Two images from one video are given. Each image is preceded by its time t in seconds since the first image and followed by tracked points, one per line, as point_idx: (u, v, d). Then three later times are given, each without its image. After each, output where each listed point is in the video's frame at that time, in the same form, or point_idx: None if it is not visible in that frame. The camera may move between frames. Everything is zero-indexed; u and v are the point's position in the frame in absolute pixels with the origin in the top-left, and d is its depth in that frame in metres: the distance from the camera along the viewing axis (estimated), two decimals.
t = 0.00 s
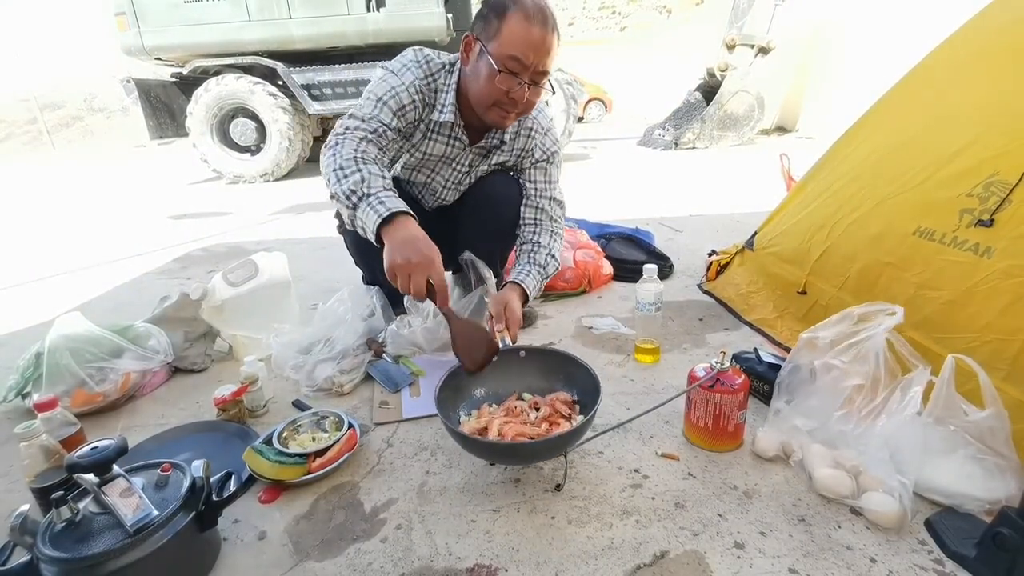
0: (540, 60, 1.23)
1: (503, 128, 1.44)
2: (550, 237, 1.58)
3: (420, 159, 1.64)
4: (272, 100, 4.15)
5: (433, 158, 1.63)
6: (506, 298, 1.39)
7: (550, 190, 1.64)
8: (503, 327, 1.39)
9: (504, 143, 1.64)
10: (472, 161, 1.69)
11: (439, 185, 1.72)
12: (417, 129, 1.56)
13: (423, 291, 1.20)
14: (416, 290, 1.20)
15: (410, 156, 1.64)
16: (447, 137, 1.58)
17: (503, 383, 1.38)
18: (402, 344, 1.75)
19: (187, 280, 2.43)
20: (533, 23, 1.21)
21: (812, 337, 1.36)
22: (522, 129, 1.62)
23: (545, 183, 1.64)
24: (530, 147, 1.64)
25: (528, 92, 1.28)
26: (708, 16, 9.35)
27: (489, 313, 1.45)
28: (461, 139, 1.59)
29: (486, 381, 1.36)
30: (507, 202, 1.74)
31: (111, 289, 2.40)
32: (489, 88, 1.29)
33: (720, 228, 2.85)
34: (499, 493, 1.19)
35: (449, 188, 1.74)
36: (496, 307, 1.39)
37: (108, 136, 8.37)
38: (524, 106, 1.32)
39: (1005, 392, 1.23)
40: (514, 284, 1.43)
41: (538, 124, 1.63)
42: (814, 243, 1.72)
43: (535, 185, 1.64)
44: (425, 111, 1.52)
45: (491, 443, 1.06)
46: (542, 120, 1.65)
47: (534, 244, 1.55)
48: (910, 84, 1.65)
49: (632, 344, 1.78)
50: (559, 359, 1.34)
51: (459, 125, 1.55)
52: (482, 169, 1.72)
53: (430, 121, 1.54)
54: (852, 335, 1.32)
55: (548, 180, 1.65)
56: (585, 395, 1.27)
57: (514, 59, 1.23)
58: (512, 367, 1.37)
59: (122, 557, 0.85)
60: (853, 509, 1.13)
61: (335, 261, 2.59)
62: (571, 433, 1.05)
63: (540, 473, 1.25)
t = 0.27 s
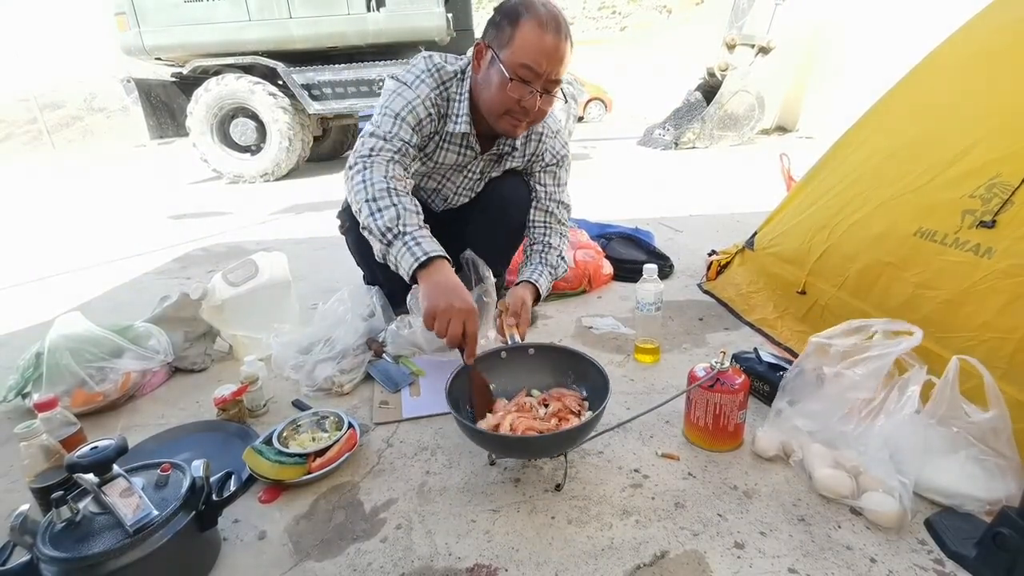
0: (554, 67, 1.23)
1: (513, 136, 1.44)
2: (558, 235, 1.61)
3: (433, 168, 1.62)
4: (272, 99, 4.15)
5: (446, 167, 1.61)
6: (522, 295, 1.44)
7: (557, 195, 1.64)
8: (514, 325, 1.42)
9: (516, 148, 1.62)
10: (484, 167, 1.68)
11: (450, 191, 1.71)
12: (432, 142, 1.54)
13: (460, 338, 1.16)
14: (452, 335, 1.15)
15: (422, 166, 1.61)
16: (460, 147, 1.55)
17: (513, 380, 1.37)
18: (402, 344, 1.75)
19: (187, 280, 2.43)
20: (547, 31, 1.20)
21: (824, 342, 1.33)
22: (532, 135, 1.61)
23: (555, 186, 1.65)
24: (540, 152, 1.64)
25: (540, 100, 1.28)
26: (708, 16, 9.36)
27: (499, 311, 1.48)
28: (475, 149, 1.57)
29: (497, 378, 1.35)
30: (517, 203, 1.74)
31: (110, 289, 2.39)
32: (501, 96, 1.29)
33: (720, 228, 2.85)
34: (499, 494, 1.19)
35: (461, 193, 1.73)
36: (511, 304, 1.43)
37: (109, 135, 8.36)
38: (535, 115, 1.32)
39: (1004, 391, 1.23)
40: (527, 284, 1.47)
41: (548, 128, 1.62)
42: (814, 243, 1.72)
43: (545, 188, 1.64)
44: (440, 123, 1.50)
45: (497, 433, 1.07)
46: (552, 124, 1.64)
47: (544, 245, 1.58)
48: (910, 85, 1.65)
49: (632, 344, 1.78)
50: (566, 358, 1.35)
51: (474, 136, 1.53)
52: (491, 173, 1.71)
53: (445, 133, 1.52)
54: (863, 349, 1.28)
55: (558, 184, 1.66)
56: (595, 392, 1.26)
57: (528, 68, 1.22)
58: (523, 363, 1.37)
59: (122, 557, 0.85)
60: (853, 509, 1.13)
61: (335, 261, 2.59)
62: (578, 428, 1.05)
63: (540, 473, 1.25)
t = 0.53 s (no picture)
0: (566, 73, 1.22)
1: (524, 142, 1.44)
2: (559, 237, 1.59)
3: (445, 173, 1.61)
4: (272, 100, 4.15)
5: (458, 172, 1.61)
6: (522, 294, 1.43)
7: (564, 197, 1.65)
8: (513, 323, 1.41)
9: (526, 151, 1.65)
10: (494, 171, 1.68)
11: (461, 195, 1.71)
12: (445, 148, 1.53)
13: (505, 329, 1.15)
14: (498, 328, 1.13)
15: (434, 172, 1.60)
16: (472, 151, 1.55)
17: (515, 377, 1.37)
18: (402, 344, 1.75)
19: (187, 280, 2.44)
20: (560, 38, 1.20)
21: (835, 353, 1.33)
22: (542, 137, 1.62)
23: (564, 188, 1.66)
24: (549, 155, 1.65)
25: (552, 107, 1.27)
26: (708, 16, 9.36)
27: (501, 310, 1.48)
28: (487, 155, 1.56)
29: (495, 376, 1.35)
30: (525, 205, 1.75)
31: (110, 289, 2.39)
32: (514, 102, 1.28)
33: (720, 228, 2.85)
34: (499, 494, 1.19)
35: (470, 197, 1.73)
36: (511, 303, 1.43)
37: (109, 135, 8.36)
38: (548, 121, 1.31)
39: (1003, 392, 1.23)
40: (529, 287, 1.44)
41: (557, 131, 1.63)
42: (816, 244, 1.72)
43: (553, 190, 1.65)
44: (453, 130, 1.48)
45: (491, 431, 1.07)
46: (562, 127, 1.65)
47: (549, 248, 1.56)
48: (912, 85, 1.64)
49: (632, 344, 1.78)
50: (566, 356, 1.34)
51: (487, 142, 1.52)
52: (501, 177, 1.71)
53: (458, 139, 1.51)
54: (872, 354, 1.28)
55: (566, 186, 1.67)
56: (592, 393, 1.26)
57: (542, 74, 1.21)
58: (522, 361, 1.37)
59: (122, 557, 0.85)
60: (853, 509, 1.13)
61: (335, 261, 2.59)
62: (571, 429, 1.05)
63: (540, 473, 1.25)
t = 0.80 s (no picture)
0: (576, 76, 1.22)
1: (530, 143, 1.44)
2: (560, 238, 1.60)
3: (449, 171, 1.61)
4: (272, 100, 4.15)
5: (462, 170, 1.60)
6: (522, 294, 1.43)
7: (566, 200, 1.67)
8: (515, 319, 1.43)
9: (531, 153, 1.64)
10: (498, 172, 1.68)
11: (464, 196, 1.71)
12: (451, 146, 1.52)
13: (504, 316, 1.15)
14: (498, 315, 1.14)
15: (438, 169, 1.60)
16: (477, 150, 1.55)
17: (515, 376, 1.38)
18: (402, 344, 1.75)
19: (187, 280, 2.44)
20: (570, 41, 1.20)
21: (828, 344, 1.34)
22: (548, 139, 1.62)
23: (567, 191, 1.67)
24: (553, 157, 1.65)
25: (559, 108, 1.27)
26: (708, 16, 9.37)
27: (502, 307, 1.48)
28: (492, 154, 1.56)
29: (494, 373, 1.36)
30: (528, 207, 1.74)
31: (111, 289, 2.39)
32: (522, 103, 1.28)
33: (720, 228, 2.85)
34: (499, 494, 1.19)
35: (474, 197, 1.73)
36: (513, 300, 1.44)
37: (109, 135, 8.37)
38: (555, 122, 1.31)
39: (1009, 396, 1.23)
40: (530, 285, 1.44)
41: (563, 133, 1.64)
42: (819, 246, 1.73)
43: (556, 193, 1.67)
44: (459, 128, 1.48)
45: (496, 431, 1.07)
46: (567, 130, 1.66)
47: (551, 249, 1.56)
48: (911, 85, 1.64)
49: (632, 344, 1.78)
50: (567, 357, 1.34)
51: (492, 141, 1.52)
52: (505, 178, 1.72)
53: (464, 137, 1.51)
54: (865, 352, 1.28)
55: (569, 190, 1.69)
56: (590, 394, 1.26)
57: (551, 76, 1.21)
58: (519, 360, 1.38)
59: (122, 557, 0.85)
60: (853, 509, 1.13)
61: (335, 261, 2.59)
62: (579, 423, 1.06)
63: (540, 473, 1.25)
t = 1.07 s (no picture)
0: (578, 78, 1.23)
1: (531, 143, 1.44)
2: (563, 238, 1.60)
3: (453, 172, 1.61)
4: (272, 100, 4.15)
5: (466, 171, 1.60)
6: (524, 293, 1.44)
7: (569, 200, 1.67)
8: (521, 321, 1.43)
9: (533, 153, 1.64)
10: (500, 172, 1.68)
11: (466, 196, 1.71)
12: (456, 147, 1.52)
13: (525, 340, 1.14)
14: (518, 341, 1.12)
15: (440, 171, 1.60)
16: (481, 151, 1.55)
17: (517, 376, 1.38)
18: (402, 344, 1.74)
19: (187, 280, 2.44)
20: (573, 42, 1.20)
21: (829, 345, 1.34)
22: (550, 141, 1.63)
23: (569, 191, 1.68)
24: (555, 157, 1.65)
25: (561, 110, 1.27)
26: (708, 16, 9.36)
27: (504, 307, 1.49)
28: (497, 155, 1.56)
29: (495, 371, 1.36)
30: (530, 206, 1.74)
31: (111, 289, 2.39)
32: (524, 104, 1.28)
33: (720, 228, 2.85)
34: (499, 494, 1.19)
35: (475, 198, 1.73)
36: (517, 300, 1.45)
37: (109, 135, 8.37)
38: (557, 123, 1.32)
39: (1011, 398, 1.24)
40: (531, 284, 1.44)
41: (565, 134, 1.64)
42: (821, 247, 1.72)
43: (558, 192, 1.66)
44: (464, 129, 1.48)
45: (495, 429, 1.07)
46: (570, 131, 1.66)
47: (553, 250, 1.56)
48: (911, 85, 1.64)
49: (632, 344, 1.78)
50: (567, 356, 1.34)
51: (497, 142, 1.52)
52: (507, 178, 1.72)
53: (469, 138, 1.51)
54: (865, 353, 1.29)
55: (570, 189, 1.68)
56: (590, 393, 1.26)
57: (554, 78, 1.21)
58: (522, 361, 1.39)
59: (122, 557, 0.85)
60: (853, 509, 1.13)
61: (335, 261, 2.59)
62: (579, 421, 1.06)
63: (540, 473, 1.25)
